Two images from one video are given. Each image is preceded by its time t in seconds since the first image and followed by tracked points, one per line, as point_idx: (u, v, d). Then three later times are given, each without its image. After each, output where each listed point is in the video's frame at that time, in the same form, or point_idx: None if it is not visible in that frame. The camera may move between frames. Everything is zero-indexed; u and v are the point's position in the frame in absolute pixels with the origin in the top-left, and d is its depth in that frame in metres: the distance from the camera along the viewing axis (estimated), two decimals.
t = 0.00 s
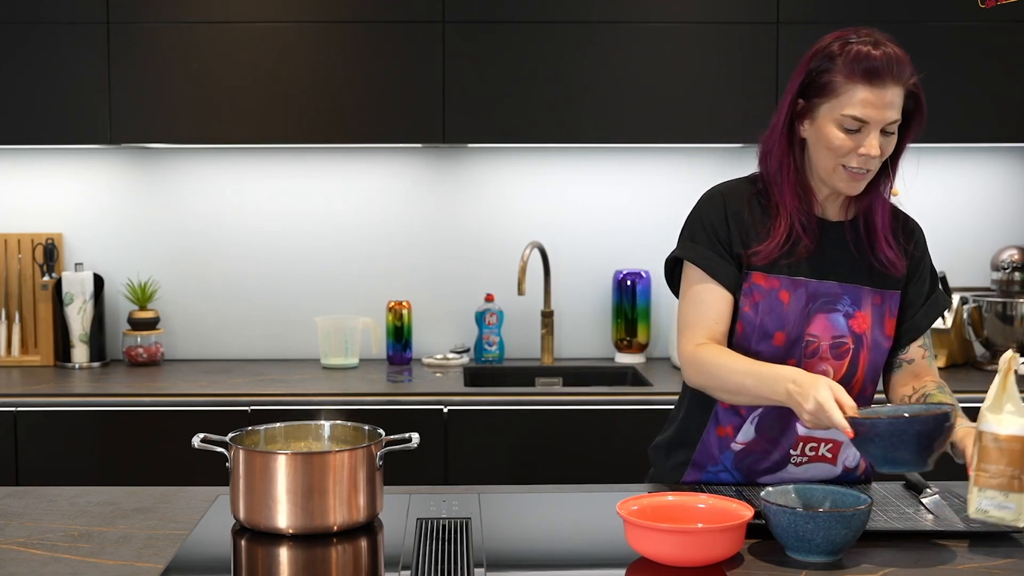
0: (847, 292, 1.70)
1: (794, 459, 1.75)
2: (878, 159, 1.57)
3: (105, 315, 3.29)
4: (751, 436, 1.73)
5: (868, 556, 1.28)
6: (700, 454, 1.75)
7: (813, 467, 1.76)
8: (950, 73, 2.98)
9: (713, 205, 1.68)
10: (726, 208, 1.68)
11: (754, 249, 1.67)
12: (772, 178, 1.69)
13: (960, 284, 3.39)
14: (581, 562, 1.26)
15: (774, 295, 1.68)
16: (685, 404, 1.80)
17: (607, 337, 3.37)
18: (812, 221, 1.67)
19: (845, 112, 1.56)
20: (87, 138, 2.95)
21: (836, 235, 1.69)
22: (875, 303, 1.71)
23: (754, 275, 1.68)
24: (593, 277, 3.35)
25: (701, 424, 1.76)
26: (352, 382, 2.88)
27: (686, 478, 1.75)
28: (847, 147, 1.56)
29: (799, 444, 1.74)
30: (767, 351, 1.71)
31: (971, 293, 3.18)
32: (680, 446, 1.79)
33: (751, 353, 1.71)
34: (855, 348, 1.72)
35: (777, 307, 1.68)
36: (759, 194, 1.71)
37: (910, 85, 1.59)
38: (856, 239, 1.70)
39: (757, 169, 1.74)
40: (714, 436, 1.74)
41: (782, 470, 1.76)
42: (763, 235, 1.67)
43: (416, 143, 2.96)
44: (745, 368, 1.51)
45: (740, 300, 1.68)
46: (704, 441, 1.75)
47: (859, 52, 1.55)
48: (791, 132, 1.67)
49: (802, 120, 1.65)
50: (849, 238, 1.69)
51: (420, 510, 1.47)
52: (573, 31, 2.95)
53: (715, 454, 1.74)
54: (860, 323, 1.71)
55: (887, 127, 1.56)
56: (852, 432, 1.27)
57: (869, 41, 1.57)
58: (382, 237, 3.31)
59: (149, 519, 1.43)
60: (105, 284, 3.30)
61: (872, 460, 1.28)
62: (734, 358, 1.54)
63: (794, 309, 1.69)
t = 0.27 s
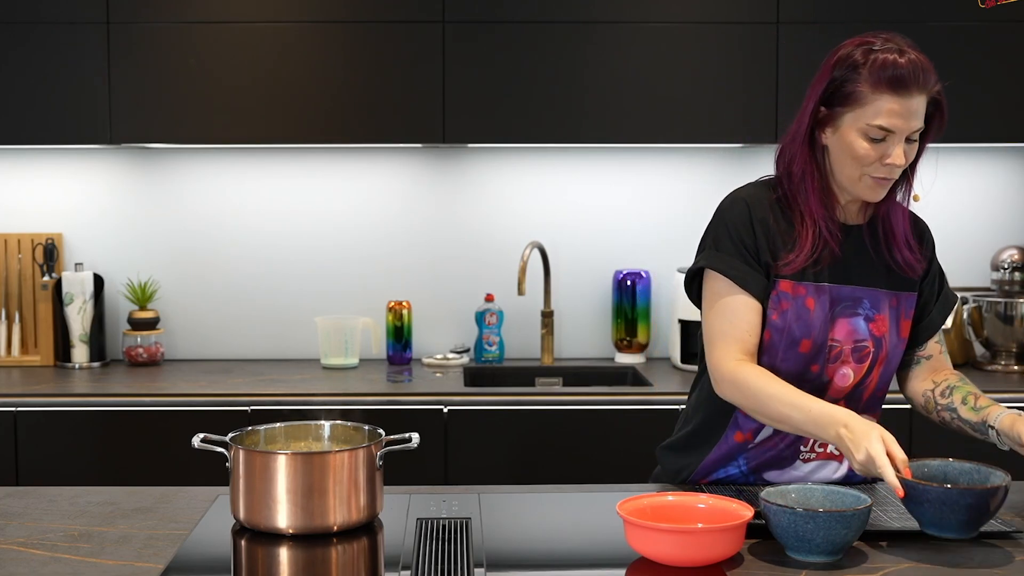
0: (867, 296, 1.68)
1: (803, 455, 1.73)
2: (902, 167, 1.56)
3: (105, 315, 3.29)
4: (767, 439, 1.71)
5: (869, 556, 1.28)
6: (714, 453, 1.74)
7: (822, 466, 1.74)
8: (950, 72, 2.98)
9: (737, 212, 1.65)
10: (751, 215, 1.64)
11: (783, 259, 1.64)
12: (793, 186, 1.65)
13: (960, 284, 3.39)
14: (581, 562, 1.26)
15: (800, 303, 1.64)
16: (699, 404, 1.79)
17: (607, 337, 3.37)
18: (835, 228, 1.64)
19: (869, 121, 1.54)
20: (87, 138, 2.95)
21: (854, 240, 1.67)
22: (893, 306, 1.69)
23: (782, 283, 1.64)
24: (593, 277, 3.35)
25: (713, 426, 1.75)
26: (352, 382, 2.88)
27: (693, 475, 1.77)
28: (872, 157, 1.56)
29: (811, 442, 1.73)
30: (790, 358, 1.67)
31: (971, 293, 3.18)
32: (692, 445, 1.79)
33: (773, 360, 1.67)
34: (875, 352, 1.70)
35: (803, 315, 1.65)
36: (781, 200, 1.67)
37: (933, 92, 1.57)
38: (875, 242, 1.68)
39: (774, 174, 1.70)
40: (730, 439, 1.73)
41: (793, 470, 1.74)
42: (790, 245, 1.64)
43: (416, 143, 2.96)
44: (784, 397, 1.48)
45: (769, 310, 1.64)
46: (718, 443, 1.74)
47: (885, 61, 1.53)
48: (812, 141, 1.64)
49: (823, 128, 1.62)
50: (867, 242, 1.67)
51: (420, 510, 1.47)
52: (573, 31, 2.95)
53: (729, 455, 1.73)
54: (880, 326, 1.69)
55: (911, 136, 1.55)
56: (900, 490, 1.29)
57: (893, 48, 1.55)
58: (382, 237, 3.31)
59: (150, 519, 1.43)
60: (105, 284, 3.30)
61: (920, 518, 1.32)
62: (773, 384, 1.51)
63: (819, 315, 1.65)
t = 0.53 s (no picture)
0: (875, 300, 1.67)
1: (806, 459, 1.73)
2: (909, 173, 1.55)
3: (105, 315, 3.29)
4: (771, 441, 1.71)
5: (869, 556, 1.28)
6: (718, 452, 1.74)
7: (826, 469, 1.75)
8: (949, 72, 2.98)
9: (747, 212, 1.65)
10: (761, 216, 1.65)
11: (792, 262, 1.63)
12: (802, 187, 1.65)
13: (960, 284, 3.39)
14: (581, 562, 1.26)
15: (808, 306, 1.64)
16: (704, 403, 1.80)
17: (607, 337, 3.37)
18: (844, 232, 1.64)
19: (875, 127, 1.54)
20: (87, 139, 2.95)
21: (863, 243, 1.66)
22: (901, 310, 1.69)
23: (791, 286, 1.63)
24: (594, 277, 3.35)
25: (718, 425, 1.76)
26: (352, 382, 2.88)
27: (695, 474, 1.77)
28: (878, 163, 1.55)
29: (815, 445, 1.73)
30: (797, 361, 1.67)
31: (971, 293, 3.18)
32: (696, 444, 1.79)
33: (781, 363, 1.67)
34: (882, 357, 1.69)
35: (811, 317, 1.64)
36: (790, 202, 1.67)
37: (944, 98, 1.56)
38: (885, 247, 1.67)
39: (785, 176, 1.70)
40: (734, 440, 1.72)
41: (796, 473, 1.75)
42: (799, 247, 1.64)
43: (416, 143, 2.96)
44: (793, 402, 1.47)
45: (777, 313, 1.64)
46: (722, 443, 1.74)
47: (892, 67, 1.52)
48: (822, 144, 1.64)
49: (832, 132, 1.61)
50: (876, 245, 1.66)
51: (420, 510, 1.47)
52: (573, 31, 2.95)
53: (732, 455, 1.73)
54: (887, 331, 1.68)
55: (918, 142, 1.54)
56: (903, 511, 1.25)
57: (903, 53, 1.54)
58: (382, 237, 3.31)
59: (150, 519, 1.43)
60: (105, 284, 3.30)
61: (921, 538, 1.28)
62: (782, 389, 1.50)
63: (828, 319, 1.65)
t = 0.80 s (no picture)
0: (877, 302, 1.67)
1: (806, 459, 1.74)
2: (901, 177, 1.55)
3: (105, 315, 3.29)
4: (772, 441, 1.71)
5: (869, 556, 1.28)
6: (719, 452, 1.74)
7: (825, 470, 1.75)
8: (949, 72, 2.98)
9: (749, 213, 1.65)
10: (763, 217, 1.65)
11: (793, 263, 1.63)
12: (802, 188, 1.66)
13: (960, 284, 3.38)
14: (581, 562, 1.26)
15: (808, 307, 1.64)
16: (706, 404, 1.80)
17: (607, 337, 3.37)
18: (845, 232, 1.64)
19: (866, 130, 1.54)
20: (87, 139, 2.95)
21: (864, 244, 1.66)
22: (902, 312, 1.68)
23: (792, 288, 1.63)
24: (593, 277, 3.35)
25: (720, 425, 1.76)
26: (352, 382, 2.88)
27: (695, 475, 1.76)
28: (869, 166, 1.55)
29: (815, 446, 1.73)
30: (797, 362, 1.67)
31: (971, 293, 3.18)
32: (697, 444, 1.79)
33: (782, 365, 1.66)
34: (882, 359, 1.69)
35: (812, 319, 1.64)
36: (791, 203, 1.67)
37: (938, 102, 1.55)
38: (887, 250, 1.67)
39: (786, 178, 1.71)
40: (735, 440, 1.72)
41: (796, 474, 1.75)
42: (799, 248, 1.64)
43: (416, 143, 2.96)
44: (794, 405, 1.48)
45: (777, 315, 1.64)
46: (723, 443, 1.74)
47: (881, 71, 1.52)
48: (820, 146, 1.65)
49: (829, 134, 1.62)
50: (879, 247, 1.66)
51: (421, 510, 1.47)
52: (573, 31, 2.95)
53: (733, 455, 1.73)
54: (888, 333, 1.68)
55: (910, 146, 1.54)
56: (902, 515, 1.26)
57: (896, 57, 1.54)
58: (382, 237, 3.31)
59: (149, 519, 1.43)
60: (105, 284, 3.30)
61: (920, 542, 1.27)
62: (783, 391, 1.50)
63: (828, 321, 1.64)
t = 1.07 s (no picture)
0: (869, 295, 1.67)
1: (806, 456, 1.74)
2: (872, 166, 1.54)
3: (105, 315, 3.29)
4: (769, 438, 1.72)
5: (870, 556, 1.28)
6: (717, 452, 1.74)
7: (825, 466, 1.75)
8: (949, 73, 2.98)
9: (735, 208, 1.66)
10: (749, 211, 1.65)
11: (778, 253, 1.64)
12: (787, 180, 1.67)
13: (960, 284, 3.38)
14: (582, 562, 1.26)
15: (798, 300, 1.65)
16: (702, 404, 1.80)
17: (607, 337, 3.37)
18: (833, 223, 1.65)
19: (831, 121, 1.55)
20: (87, 139, 2.95)
21: (856, 237, 1.66)
22: (896, 305, 1.68)
23: (778, 279, 1.64)
24: (593, 278, 3.35)
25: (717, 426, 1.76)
26: (352, 382, 2.88)
27: (694, 475, 1.76)
28: (839, 156, 1.56)
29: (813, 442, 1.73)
30: (789, 356, 1.67)
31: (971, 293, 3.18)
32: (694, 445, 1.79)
33: (772, 358, 1.67)
34: (877, 351, 1.69)
35: (801, 312, 1.65)
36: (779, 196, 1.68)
37: (906, 91, 1.55)
38: (880, 242, 1.67)
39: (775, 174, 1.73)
40: (733, 438, 1.73)
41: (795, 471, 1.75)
42: (786, 238, 1.64)
43: (416, 143, 2.96)
44: (770, 394, 1.48)
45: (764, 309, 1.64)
46: (721, 443, 1.74)
47: (840, 61, 1.54)
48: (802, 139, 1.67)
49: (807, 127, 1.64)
50: (870, 240, 1.66)
51: (421, 510, 1.47)
52: (573, 31, 2.95)
53: (731, 454, 1.73)
54: (882, 325, 1.68)
55: (877, 135, 1.54)
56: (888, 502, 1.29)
57: (860, 48, 1.55)
58: (382, 237, 3.31)
59: (150, 519, 1.43)
60: (105, 284, 3.30)
61: (921, 543, 1.27)
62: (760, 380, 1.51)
63: (819, 313, 1.65)
